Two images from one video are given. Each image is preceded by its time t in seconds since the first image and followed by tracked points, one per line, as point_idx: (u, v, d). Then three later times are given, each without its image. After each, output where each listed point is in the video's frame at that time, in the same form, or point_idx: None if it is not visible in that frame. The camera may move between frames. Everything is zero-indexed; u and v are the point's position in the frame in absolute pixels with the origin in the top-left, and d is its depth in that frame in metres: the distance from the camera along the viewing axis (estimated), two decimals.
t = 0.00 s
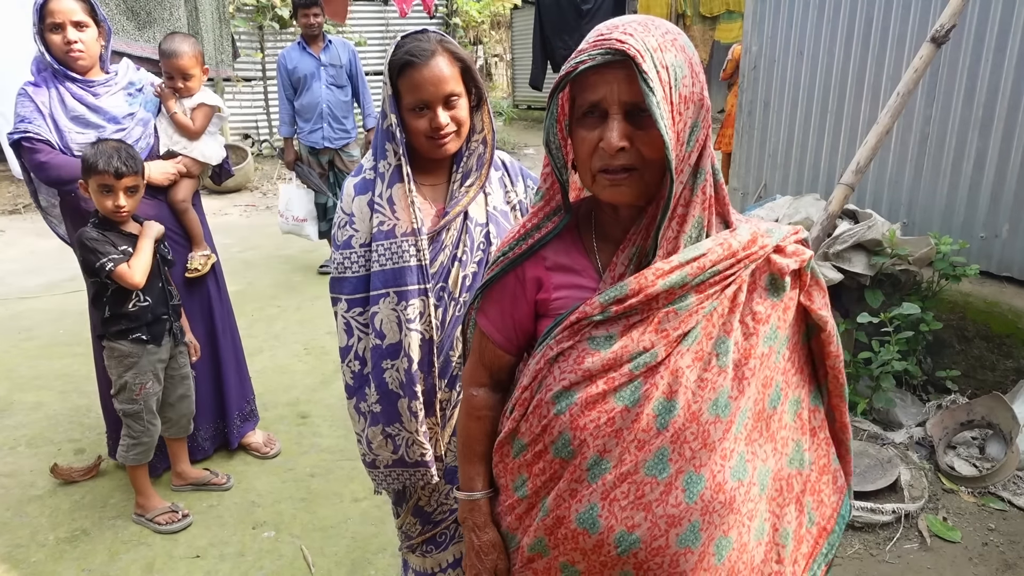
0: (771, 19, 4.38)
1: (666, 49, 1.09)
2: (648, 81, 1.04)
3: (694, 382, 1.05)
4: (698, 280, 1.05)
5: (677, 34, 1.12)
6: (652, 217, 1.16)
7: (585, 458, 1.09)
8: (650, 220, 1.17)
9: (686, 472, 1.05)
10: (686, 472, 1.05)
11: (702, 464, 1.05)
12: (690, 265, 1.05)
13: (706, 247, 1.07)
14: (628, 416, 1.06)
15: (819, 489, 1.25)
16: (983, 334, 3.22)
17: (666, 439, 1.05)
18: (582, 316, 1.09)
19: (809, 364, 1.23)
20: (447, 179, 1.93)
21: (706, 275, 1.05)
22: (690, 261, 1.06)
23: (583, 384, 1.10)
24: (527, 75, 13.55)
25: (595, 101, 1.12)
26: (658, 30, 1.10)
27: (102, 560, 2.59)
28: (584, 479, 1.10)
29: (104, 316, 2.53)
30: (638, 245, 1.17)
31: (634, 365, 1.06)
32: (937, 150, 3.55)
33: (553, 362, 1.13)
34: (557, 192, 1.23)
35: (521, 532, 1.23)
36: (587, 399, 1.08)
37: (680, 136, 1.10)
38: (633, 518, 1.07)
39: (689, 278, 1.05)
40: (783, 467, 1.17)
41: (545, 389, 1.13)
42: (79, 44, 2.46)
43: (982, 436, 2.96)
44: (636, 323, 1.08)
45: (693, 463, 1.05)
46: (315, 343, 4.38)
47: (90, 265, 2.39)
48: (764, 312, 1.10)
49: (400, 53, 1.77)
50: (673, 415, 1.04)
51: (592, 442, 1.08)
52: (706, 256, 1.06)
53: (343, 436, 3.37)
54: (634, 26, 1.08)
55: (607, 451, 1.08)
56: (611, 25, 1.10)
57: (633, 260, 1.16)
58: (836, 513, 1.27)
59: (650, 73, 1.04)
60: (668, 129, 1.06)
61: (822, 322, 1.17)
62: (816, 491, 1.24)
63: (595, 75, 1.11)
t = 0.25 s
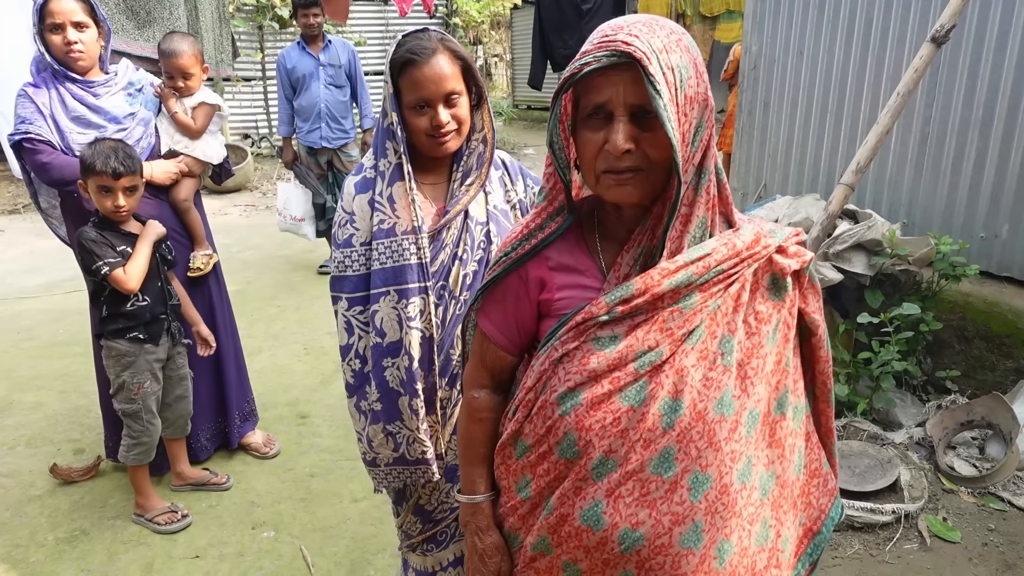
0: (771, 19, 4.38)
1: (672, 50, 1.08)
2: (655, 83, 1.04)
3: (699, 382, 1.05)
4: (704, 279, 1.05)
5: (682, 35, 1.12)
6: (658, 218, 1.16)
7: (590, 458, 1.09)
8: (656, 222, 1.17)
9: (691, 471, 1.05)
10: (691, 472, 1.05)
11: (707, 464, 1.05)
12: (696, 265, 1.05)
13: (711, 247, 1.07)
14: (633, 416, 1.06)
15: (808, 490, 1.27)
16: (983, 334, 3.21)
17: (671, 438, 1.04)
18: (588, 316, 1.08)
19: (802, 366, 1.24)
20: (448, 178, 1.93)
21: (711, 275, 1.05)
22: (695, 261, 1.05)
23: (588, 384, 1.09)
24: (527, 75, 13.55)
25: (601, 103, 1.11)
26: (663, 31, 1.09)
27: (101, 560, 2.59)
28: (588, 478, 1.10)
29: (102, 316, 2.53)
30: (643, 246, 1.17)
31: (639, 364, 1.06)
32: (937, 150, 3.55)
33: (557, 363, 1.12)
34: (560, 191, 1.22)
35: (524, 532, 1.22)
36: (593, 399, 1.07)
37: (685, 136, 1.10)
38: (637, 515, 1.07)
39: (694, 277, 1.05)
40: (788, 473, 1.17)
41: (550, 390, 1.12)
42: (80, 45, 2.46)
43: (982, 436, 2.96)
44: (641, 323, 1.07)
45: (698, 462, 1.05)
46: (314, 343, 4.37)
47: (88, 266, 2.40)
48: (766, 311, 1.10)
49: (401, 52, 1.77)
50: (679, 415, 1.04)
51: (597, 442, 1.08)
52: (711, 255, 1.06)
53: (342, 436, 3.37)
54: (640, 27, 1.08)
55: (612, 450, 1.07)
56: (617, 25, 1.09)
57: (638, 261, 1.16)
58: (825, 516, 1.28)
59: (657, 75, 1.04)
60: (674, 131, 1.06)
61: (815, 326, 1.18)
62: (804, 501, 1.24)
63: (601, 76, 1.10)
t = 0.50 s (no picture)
0: (771, 19, 4.38)
1: (683, 54, 1.08)
2: (663, 86, 1.04)
3: (699, 385, 1.05)
4: (704, 283, 1.05)
5: (692, 38, 1.12)
6: (660, 221, 1.16)
7: (590, 461, 1.09)
8: (657, 224, 1.17)
9: (692, 474, 1.05)
10: (692, 474, 1.05)
11: (709, 466, 1.04)
12: (696, 269, 1.05)
13: (711, 251, 1.07)
14: (633, 419, 1.06)
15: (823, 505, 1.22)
16: (983, 335, 3.21)
17: (671, 441, 1.04)
18: (589, 318, 1.08)
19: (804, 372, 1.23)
20: (448, 178, 1.93)
21: (710, 279, 1.05)
22: (695, 265, 1.06)
23: (588, 386, 1.09)
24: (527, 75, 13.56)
25: (607, 102, 1.11)
26: (673, 34, 1.09)
27: (101, 561, 2.59)
28: (588, 480, 1.10)
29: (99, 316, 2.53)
30: (645, 248, 1.17)
31: (639, 367, 1.06)
32: (937, 150, 3.55)
33: (557, 365, 1.12)
34: (562, 191, 1.22)
35: (523, 533, 1.22)
36: (592, 401, 1.07)
37: (690, 140, 1.10)
38: (637, 515, 1.07)
39: (694, 281, 1.05)
40: (794, 484, 1.15)
41: (549, 392, 1.12)
42: (80, 46, 2.46)
43: (981, 437, 2.96)
44: (641, 326, 1.07)
45: (699, 464, 1.04)
46: (314, 343, 4.38)
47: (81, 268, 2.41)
48: (764, 317, 1.10)
49: (403, 51, 1.77)
50: (679, 418, 1.04)
51: (597, 445, 1.08)
52: (711, 259, 1.06)
53: (342, 437, 3.37)
54: (651, 28, 1.08)
55: (612, 453, 1.07)
56: (627, 26, 1.09)
57: (639, 263, 1.16)
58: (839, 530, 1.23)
59: (667, 78, 1.04)
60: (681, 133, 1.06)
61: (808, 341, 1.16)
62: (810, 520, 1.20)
63: (611, 75, 1.10)
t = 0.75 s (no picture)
0: (771, 20, 4.38)
1: (680, 54, 1.09)
2: (661, 86, 1.04)
3: (697, 387, 1.05)
4: (702, 285, 1.05)
5: (690, 40, 1.13)
6: (656, 222, 1.17)
7: (588, 463, 1.09)
8: (654, 226, 1.17)
9: (691, 476, 1.05)
10: (691, 476, 1.05)
11: (707, 468, 1.05)
12: (694, 271, 1.05)
13: (708, 253, 1.07)
14: (631, 420, 1.06)
15: (838, 507, 1.20)
16: (983, 335, 3.22)
17: (669, 443, 1.05)
18: (586, 320, 1.08)
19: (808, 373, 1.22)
20: (449, 179, 1.94)
21: (709, 281, 1.06)
22: (692, 267, 1.06)
23: (585, 388, 1.09)
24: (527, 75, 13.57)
25: (605, 102, 1.11)
26: (671, 36, 1.10)
27: (101, 561, 2.59)
28: (586, 482, 1.10)
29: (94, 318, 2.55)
30: (641, 250, 1.17)
31: (637, 370, 1.06)
32: (936, 152, 3.56)
33: (555, 366, 1.12)
34: (560, 192, 1.23)
35: (523, 536, 1.23)
36: (591, 403, 1.08)
37: (688, 141, 1.10)
38: (636, 518, 1.07)
39: (692, 283, 1.05)
40: (787, 481, 1.16)
41: (547, 394, 1.13)
42: (82, 48, 2.47)
43: (981, 437, 2.97)
44: (639, 328, 1.08)
45: (697, 466, 1.05)
46: (314, 343, 4.38)
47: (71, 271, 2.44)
48: (762, 318, 1.10)
49: (403, 52, 1.78)
50: (676, 420, 1.05)
51: (594, 446, 1.08)
52: (708, 261, 1.06)
53: (342, 437, 3.37)
54: (648, 29, 1.09)
55: (610, 455, 1.07)
56: (626, 27, 1.10)
57: (636, 265, 1.17)
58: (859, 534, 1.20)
59: (663, 77, 1.05)
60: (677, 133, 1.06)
61: (821, 335, 1.16)
62: (802, 518, 1.19)
63: (606, 75, 1.10)
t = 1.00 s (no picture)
0: (770, 21, 4.39)
1: (683, 59, 1.09)
2: (663, 90, 1.05)
3: (689, 390, 1.05)
4: (694, 287, 1.06)
5: (693, 45, 1.13)
6: (652, 226, 1.17)
7: (579, 462, 1.10)
8: (650, 229, 1.18)
9: (684, 477, 1.05)
10: (685, 477, 1.05)
11: (700, 469, 1.05)
12: (686, 273, 1.06)
13: (703, 255, 1.08)
14: (622, 421, 1.07)
15: (827, 511, 1.21)
16: (982, 335, 3.23)
17: (661, 445, 1.05)
18: (578, 320, 1.10)
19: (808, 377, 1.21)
20: (449, 179, 1.94)
21: (701, 283, 1.06)
22: (686, 269, 1.07)
23: (577, 388, 1.11)
24: (527, 76, 13.58)
25: (607, 105, 1.12)
26: (675, 40, 1.10)
27: (102, 561, 2.59)
28: (578, 482, 1.11)
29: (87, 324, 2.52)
30: (637, 252, 1.17)
31: (629, 371, 1.07)
32: (936, 152, 3.56)
33: (548, 365, 1.14)
34: (555, 191, 1.23)
35: (518, 534, 1.23)
36: (582, 403, 1.09)
37: (687, 146, 1.11)
38: (630, 516, 1.08)
39: (685, 285, 1.06)
40: (780, 484, 1.16)
41: (539, 392, 1.14)
42: (82, 49, 2.48)
43: (980, 437, 2.97)
44: (632, 330, 1.09)
45: (690, 467, 1.05)
46: (314, 343, 4.38)
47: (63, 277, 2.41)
48: (756, 321, 1.11)
49: (404, 52, 1.78)
50: (669, 421, 1.05)
51: (585, 446, 1.09)
52: (702, 263, 1.07)
53: (343, 437, 3.38)
54: (652, 33, 1.09)
55: (600, 455, 1.08)
56: (630, 31, 1.10)
57: (630, 267, 1.17)
58: (843, 536, 1.21)
59: (667, 83, 1.05)
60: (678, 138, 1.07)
61: (815, 340, 1.15)
62: (787, 520, 1.19)
63: (609, 79, 1.11)
